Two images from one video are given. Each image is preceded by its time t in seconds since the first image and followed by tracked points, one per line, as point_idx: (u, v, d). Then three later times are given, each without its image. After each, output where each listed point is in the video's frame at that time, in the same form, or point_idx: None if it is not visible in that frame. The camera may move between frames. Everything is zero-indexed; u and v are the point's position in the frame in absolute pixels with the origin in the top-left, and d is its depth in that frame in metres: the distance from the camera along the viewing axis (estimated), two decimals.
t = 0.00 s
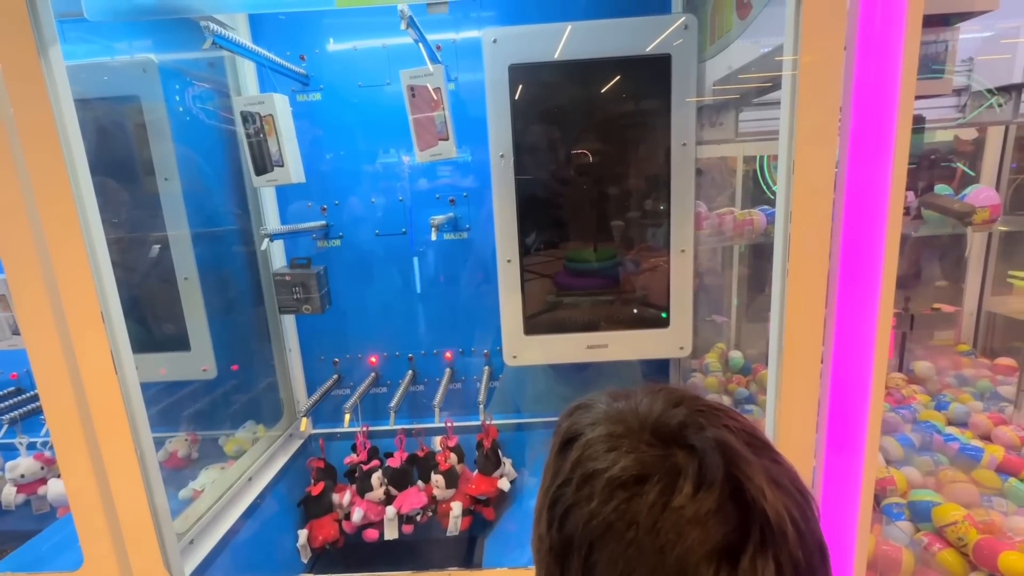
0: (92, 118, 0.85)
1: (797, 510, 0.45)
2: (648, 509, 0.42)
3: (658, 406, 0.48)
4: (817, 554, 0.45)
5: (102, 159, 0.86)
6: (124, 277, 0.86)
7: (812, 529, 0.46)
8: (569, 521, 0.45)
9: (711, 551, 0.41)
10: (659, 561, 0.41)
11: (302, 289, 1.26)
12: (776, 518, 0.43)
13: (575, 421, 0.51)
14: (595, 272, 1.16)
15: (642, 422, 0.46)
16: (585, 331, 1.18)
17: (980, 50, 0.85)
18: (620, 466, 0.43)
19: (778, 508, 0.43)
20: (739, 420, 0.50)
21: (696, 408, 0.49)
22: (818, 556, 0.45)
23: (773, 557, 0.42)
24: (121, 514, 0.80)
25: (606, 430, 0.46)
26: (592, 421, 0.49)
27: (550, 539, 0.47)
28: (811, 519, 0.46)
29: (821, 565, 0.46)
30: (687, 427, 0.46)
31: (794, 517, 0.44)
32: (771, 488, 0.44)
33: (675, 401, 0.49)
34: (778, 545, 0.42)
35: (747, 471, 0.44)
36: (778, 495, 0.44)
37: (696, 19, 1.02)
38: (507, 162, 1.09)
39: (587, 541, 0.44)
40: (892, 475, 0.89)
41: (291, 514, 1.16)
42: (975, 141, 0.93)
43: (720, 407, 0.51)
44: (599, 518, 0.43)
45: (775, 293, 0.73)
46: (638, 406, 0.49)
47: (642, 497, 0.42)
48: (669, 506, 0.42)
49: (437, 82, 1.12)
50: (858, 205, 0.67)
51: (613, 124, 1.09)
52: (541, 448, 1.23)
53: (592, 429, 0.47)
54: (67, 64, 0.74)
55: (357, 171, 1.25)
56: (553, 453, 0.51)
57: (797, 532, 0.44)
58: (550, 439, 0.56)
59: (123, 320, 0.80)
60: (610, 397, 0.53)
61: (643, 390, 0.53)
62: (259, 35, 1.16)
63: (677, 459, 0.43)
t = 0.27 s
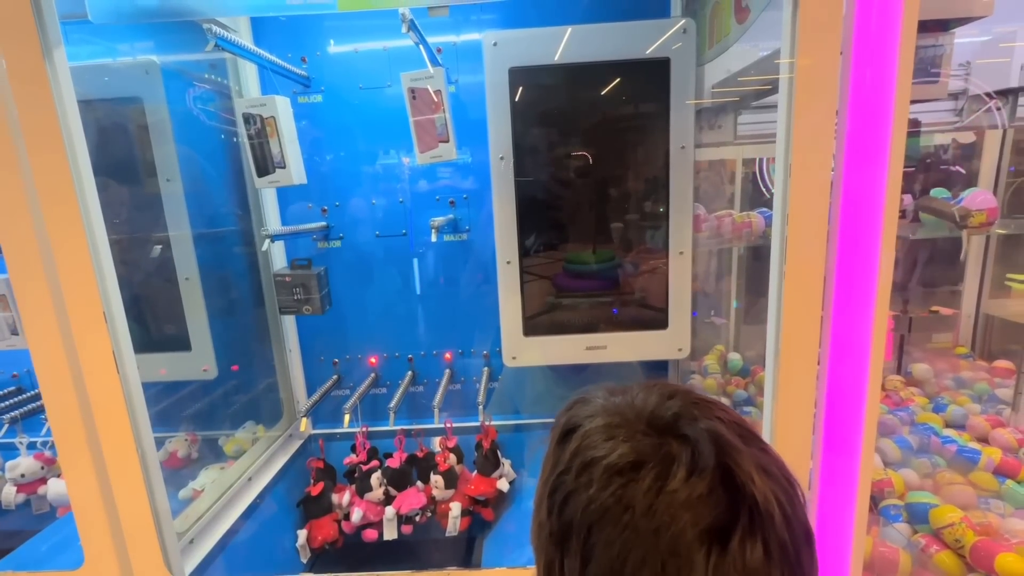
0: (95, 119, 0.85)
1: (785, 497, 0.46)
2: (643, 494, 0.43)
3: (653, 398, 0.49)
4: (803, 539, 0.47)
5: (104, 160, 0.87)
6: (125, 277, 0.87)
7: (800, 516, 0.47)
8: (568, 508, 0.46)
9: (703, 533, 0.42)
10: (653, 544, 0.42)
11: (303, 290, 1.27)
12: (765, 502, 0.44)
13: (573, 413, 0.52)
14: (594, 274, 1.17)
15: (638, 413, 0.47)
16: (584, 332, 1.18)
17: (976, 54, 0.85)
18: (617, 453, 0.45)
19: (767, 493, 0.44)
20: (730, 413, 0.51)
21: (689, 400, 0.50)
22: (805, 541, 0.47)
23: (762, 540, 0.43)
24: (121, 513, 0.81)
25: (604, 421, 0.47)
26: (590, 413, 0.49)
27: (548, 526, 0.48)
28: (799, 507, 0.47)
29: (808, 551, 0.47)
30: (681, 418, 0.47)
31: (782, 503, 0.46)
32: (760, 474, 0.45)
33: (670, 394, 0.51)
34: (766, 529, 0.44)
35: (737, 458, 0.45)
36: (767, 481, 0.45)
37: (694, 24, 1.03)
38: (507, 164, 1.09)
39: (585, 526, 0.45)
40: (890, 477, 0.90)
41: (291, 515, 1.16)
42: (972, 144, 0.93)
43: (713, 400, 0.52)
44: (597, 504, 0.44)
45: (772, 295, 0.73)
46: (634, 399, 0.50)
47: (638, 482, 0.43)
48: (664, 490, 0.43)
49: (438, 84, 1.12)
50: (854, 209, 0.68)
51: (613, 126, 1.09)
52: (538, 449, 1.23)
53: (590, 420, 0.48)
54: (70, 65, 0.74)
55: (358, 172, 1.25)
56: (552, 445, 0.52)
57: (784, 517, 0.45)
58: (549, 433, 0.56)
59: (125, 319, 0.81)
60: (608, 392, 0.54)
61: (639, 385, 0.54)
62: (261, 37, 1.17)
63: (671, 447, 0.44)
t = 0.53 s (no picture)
0: (97, 120, 0.86)
1: (785, 496, 0.47)
2: (646, 488, 0.43)
3: (658, 397, 0.50)
4: (802, 538, 0.47)
5: (106, 161, 0.87)
6: (127, 278, 0.87)
7: (800, 516, 0.47)
8: (571, 500, 0.46)
9: (702, 527, 0.43)
10: (654, 536, 0.43)
11: (304, 291, 1.27)
12: (764, 500, 0.44)
13: (579, 410, 0.52)
14: (594, 276, 1.17)
15: (643, 411, 0.48)
16: (584, 334, 1.18)
17: (975, 58, 0.86)
18: (621, 448, 0.45)
19: (767, 491, 0.45)
20: (733, 414, 0.51)
21: (694, 400, 0.51)
22: (804, 540, 0.47)
23: (760, 536, 0.44)
24: (122, 512, 0.81)
25: (609, 417, 0.48)
26: (596, 410, 0.50)
27: (551, 518, 0.48)
28: (799, 506, 0.48)
29: (806, 550, 0.47)
30: (685, 416, 0.48)
31: (782, 502, 0.46)
32: (761, 473, 0.46)
33: (675, 393, 0.51)
34: (765, 525, 0.44)
35: (740, 456, 0.45)
36: (768, 479, 0.46)
37: (694, 27, 1.03)
38: (508, 166, 1.09)
39: (587, 517, 0.45)
40: (888, 480, 0.91)
41: (291, 515, 1.15)
42: (971, 147, 0.94)
43: (716, 402, 0.52)
44: (600, 496, 0.44)
45: (771, 297, 0.73)
46: (639, 398, 0.50)
47: (641, 476, 0.44)
48: (667, 484, 0.43)
49: (439, 86, 1.12)
50: (853, 214, 0.69)
51: (613, 129, 1.10)
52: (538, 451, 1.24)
53: (596, 416, 0.49)
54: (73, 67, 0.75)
55: (358, 173, 1.26)
56: (557, 441, 0.52)
57: (783, 515, 0.46)
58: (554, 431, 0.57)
59: (126, 319, 0.81)
60: (613, 391, 0.54)
61: (644, 385, 0.54)
62: (263, 39, 1.17)
63: (675, 443, 0.45)
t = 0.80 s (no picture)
0: (96, 120, 0.86)
1: (770, 487, 0.46)
2: (632, 476, 0.44)
3: (647, 394, 0.51)
4: (787, 529, 0.47)
5: (106, 162, 0.87)
6: (125, 278, 0.87)
7: (784, 508, 0.47)
8: (561, 491, 0.46)
9: (686, 514, 0.43)
10: (639, 523, 0.43)
11: (303, 292, 1.27)
12: (747, 488, 0.44)
13: (572, 408, 0.53)
14: (594, 278, 1.17)
15: (632, 407, 0.49)
16: (584, 335, 1.18)
17: (974, 60, 0.86)
18: (610, 439, 0.46)
19: (750, 481, 0.45)
20: (721, 411, 0.52)
21: (683, 397, 0.51)
22: (790, 532, 0.47)
23: (743, 525, 0.44)
24: (119, 512, 0.81)
25: (599, 411, 0.49)
26: (588, 406, 0.51)
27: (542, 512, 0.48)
28: (785, 499, 0.48)
29: (791, 542, 0.46)
30: (673, 411, 0.48)
31: (767, 492, 0.46)
32: (745, 464, 0.46)
33: (664, 391, 0.52)
34: (749, 513, 0.44)
35: (724, 447, 0.46)
36: (751, 469, 0.46)
37: (693, 30, 1.03)
38: (508, 167, 1.09)
39: (576, 507, 0.45)
40: (887, 481, 0.92)
41: (289, 516, 1.15)
42: (970, 150, 0.94)
43: (705, 401, 0.53)
44: (588, 485, 0.44)
45: (769, 299, 0.73)
46: (630, 396, 0.51)
47: (628, 465, 0.44)
48: (652, 473, 0.43)
49: (439, 88, 1.12)
50: (852, 214, 0.68)
51: (612, 130, 1.10)
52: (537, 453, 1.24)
53: (587, 412, 0.50)
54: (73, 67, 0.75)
55: (358, 174, 1.26)
56: (551, 440, 0.53)
57: (768, 506, 0.45)
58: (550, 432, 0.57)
59: (125, 319, 0.81)
60: (606, 392, 0.55)
61: (635, 385, 0.55)
62: (263, 41, 1.18)
63: (661, 434, 0.46)
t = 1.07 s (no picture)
0: (97, 121, 0.86)
1: (751, 479, 0.47)
2: (616, 467, 0.44)
3: (635, 396, 0.52)
4: (769, 520, 0.46)
5: (106, 163, 0.87)
6: (125, 279, 0.87)
7: (765, 500, 0.47)
8: (552, 487, 0.47)
9: (667, 502, 0.43)
10: (623, 512, 0.43)
11: (302, 293, 1.27)
12: (727, 477, 0.45)
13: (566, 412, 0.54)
14: (594, 280, 1.17)
15: (619, 407, 0.50)
16: (584, 336, 1.18)
17: (973, 63, 0.86)
18: (596, 433, 0.47)
19: (731, 470, 0.45)
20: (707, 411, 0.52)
21: (669, 397, 0.52)
22: (772, 523, 0.47)
23: (724, 513, 0.44)
24: (118, 512, 0.81)
25: (588, 410, 0.50)
26: (579, 408, 0.52)
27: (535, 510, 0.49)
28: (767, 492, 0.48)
29: (772, 533, 0.46)
30: (658, 409, 0.49)
31: (747, 483, 0.46)
32: (726, 455, 0.46)
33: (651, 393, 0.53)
34: (730, 502, 0.44)
35: (705, 438, 0.46)
36: (733, 461, 0.46)
37: (692, 32, 1.04)
38: (507, 168, 1.10)
39: (564, 501, 0.46)
40: (885, 483, 0.92)
41: (288, 517, 1.16)
42: (969, 152, 0.95)
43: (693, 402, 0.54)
44: (575, 478, 0.45)
45: (768, 300, 0.73)
46: (620, 398, 0.52)
47: (613, 457, 0.45)
48: (635, 463, 0.44)
49: (438, 90, 1.12)
50: (850, 216, 0.68)
51: (612, 132, 1.10)
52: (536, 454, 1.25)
53: (577, 412, 0.51)
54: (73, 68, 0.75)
55: (358, 175, 1.26)
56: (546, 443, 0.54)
57: (749, 496, 0.45)
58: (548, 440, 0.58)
59: (123, 320, 0.81)
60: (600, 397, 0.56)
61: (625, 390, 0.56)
62: (263, 43, 1.18)
63: (645, 429, 0.47)
